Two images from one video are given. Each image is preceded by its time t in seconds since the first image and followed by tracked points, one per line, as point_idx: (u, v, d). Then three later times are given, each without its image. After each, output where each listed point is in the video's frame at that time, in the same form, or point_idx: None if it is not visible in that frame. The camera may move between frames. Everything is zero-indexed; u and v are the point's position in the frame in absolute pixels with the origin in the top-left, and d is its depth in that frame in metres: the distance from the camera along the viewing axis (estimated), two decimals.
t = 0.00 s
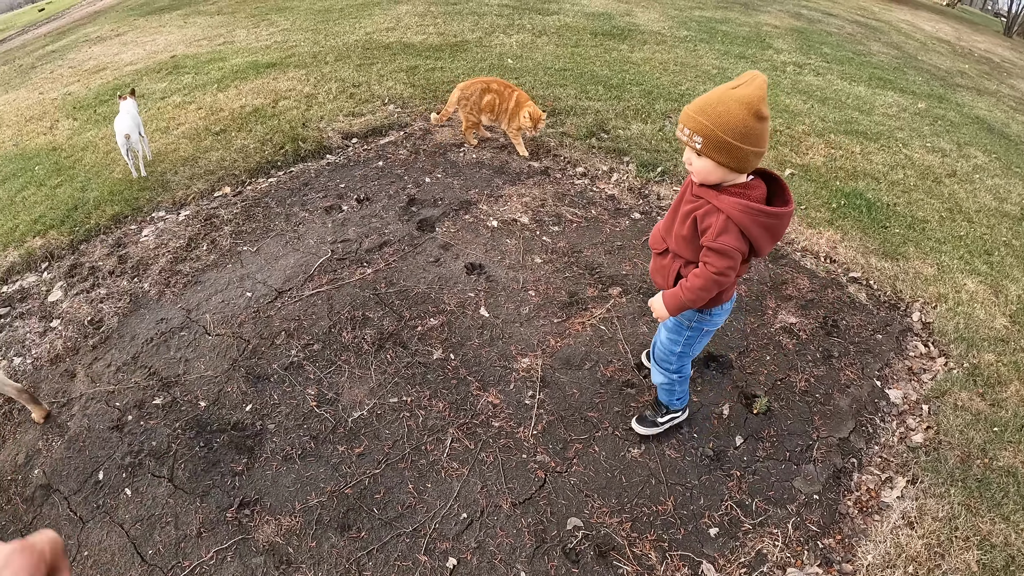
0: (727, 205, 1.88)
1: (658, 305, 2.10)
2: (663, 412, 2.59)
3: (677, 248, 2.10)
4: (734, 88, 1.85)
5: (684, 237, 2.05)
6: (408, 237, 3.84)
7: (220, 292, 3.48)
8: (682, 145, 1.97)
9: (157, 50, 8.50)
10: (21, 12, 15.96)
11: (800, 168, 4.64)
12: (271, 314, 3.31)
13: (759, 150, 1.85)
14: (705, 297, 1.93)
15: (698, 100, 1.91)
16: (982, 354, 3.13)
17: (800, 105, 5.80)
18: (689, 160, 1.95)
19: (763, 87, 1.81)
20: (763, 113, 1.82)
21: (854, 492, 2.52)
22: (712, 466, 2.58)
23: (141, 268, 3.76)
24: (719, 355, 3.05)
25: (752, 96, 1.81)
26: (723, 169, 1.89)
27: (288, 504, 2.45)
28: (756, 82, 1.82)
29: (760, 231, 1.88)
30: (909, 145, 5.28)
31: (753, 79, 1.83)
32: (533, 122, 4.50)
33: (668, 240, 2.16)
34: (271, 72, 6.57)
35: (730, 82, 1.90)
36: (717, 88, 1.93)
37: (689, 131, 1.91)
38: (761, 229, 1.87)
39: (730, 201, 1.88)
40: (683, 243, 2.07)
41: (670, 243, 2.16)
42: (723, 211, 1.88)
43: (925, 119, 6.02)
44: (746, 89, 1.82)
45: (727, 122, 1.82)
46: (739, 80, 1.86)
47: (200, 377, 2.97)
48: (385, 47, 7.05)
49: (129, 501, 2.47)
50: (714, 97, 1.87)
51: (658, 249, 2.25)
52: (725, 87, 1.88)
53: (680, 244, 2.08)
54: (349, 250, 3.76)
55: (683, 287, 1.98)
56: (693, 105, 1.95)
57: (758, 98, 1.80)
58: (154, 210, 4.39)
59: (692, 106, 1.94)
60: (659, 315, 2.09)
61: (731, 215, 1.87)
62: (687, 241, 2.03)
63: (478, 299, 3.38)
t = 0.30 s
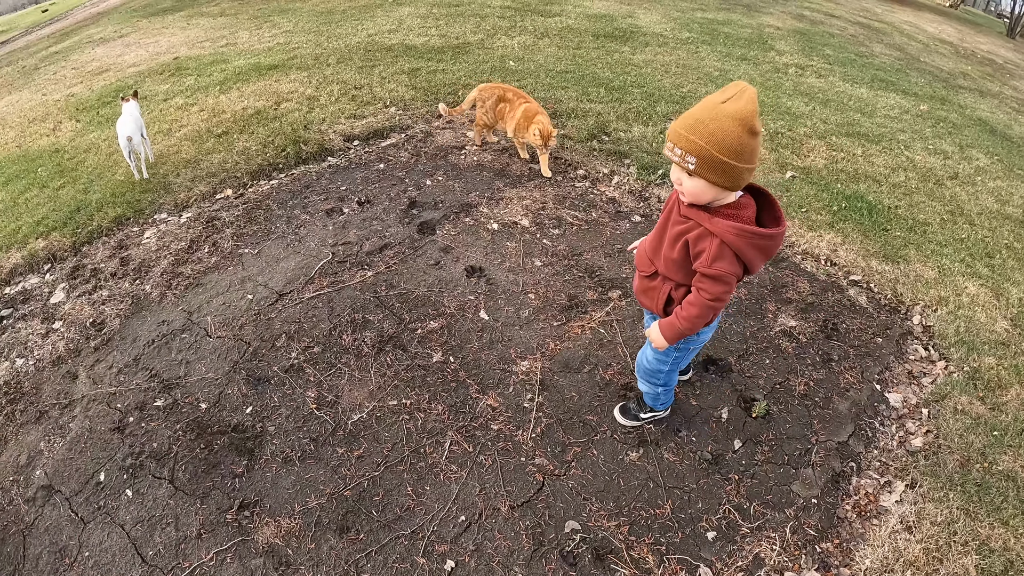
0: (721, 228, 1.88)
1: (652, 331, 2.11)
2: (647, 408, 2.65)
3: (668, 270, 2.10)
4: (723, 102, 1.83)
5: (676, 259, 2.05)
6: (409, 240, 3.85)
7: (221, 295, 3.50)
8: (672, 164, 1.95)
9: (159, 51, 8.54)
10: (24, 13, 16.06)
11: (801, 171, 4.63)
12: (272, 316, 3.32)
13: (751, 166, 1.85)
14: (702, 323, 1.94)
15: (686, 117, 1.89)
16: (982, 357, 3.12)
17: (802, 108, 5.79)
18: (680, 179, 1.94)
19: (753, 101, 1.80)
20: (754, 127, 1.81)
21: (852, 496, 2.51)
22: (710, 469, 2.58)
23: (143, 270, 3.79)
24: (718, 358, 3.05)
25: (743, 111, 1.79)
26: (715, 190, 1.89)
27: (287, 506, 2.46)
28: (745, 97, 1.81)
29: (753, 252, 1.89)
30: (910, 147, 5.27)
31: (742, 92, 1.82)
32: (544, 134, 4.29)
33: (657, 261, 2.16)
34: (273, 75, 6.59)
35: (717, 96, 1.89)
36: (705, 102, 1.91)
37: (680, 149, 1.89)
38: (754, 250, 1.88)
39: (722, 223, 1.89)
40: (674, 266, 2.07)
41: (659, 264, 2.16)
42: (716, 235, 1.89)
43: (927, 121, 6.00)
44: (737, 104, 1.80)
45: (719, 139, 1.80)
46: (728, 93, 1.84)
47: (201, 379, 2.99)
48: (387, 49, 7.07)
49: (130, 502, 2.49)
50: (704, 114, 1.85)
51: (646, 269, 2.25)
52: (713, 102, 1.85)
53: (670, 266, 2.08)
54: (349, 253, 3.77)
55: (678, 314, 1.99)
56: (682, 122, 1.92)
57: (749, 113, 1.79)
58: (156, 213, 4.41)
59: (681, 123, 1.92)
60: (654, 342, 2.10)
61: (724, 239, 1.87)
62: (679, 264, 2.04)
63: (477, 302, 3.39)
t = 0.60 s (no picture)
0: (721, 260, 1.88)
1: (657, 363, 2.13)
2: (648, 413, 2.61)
3: (667, 301, 2.10)
4: (713, 130, 1.76)
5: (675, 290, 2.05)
6: (409, 242, 3.87)
7: (222, 296, 3.53)
8: (666, 199, 1.90)
9: (163, 53, 8.59)
10: (28, 15, 16.17)
11: (802, 173, 4.62)
12: (273, 318, 3.34)
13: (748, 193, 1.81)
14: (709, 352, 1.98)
15: (676, 150, 1.82)
16: (982, 360, 3.11)
17: (804, 109, 5.79)
18: (675, 215, 1.90)
19: (745, 127, 1.74)
20: (748, 154, 1.76)
21: (850, 499, 2.52)
22: (708, 472, 2.58)
23: (145, 272, 3.81)
24: (717, 360, 3.05)
25: (736, 140, 1.74)
26: (713, 221, 1.86)
27: (287, 507, 2.48)
28: (736, 124, 1.75)
29: (753, 278, 1.90)
30: (912, 149, 5.26)
31: (732, 118, 1.75)
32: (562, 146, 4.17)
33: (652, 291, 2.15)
34: (275, 77, 6.63)
35: (704, 122, 1.81)
36: (693, 130, 1.83)
37: (673, 188, 1.83)
38: (755, 276, 1.89)
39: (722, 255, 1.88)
40: (672, 295, 2.07)
41: (655, 294, 2.15)
42: (717, 268, 1.89)
43: (928, 123, 5.99)
44: (729, 132, 1.74)
45: (716, 174, 1.74)
46: (718, 120, 1.76)
47: (202, 381, 3.01)
48: (389, 51, 7.10)
49: (131, 503, 2.51)
50: (695, 146, 1.78)
51: (640, 297, 2.24)
52: (703, 131, 1.78)
53: (670, 296, 2.08)
54: (350, 255, 3.79)
55: (683, 347, 2.01)
56: (671, 155, 1.85)
57: (743, 142, 1.73)
58: (158, 214, 4.44)
59: (671, 157, 1.85)
60: (660, 374, 2.13)
61: (726, 270, 1.87)
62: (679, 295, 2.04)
63: (477, 304, 3.40)
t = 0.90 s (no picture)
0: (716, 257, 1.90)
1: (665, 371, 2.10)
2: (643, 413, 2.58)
3: (662, 308, 2.07)
4: (696, 136, 1.75)
5: (671, 296, 2.03)
6: (412, 242, 3.89)
7: (225, 296, 3.55)
8: (656, 210, 1.86)
9: (166, 54, 8.64)
10: (32, 15, 16.26)
11: (803, 173, 4.63)
12: (276, 317, 3.36)
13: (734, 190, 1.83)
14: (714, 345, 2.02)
15: (663, 162, 1.78)
16: (982, 360, 3.12)
17: (805, 110, 5.80)
18: (668, 226, 1.86)
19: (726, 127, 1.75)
20: (731, 154, 1.77)
21: (849, 498, 2.53)
22: (708, 470, 2.60)
23: (149, 271, 3.85)
24: (717, 359, 3.06)
25: (722, 143, 1.74)
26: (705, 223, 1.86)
27: (289, 504, 2.50)
28: (718, 126, 1.74)
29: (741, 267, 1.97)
30: (913, 150, 5.26)
31: (712, 121, 1.74)
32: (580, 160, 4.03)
33: (643, 302, 2.10)
34: (278, 77, 6.66)
35: (683, 129, 1.79)
36: (673, 138, 1.81)
37: (667, 199, 1.79)
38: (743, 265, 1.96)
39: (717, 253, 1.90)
40: (668, 302, 2.05)
41: (648, 306, 2.10)
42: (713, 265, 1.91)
43: (930, 123, 5.99)
44: (714, 135, 1.74)
45: (709, 178, 1.73)
46: (699, 125, 1.75)
47: (205, 379, 3.03)
48: (391, 52, 7.13)
49: (135, 500, 2.53)
50: (682, 155, 1.75)
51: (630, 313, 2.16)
52: (686, 138, 1.76)
53: (666, 303, 2.06)
54: (352, 255, 3.81)
55: (693, 347, 2.02)
56: (656, 167, 1.81)
57: (728, 142, 1.74)
58: (161, 214, 4.47)
59: (658, 170, 1.80)
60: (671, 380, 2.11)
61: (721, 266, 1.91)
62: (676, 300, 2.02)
63: (479, 304, 3.42)
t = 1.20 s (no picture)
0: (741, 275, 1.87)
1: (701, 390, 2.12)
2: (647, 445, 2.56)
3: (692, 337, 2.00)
4: (716, 162, 1.63)
5: (699, 323, 1.96)
6: (413, 242, 3.91)
7: (228, 295, 3.58)
8: (685, 246, 1.74)
9: (169, 54, 8.68)
10: (36, 15, 16.34)
11: (804, 174, 4.64)
12: (278, 316, 3.39)
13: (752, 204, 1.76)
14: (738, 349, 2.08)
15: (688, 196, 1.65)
16: (982, 359, 3.13)
17: (806, 110, 5.80)
18: (697, 259, 1.76)
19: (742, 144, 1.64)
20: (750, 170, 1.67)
21: (848, 496, 2.54)
22: (707, 469, 2.61)
23: (152, 270, 3.87)
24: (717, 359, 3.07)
25: (745, 165, 1.65)
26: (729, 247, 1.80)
27: (291, 502, 2.52)
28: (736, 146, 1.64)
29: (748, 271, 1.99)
30: (914, 150, 5.27)
31: (730, 141, 1.63)
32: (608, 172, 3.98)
33: (671, 339, 2.00)
34: (280, 78, 6.69)
35: (698, 155, 1.67)
36: (689, 167, 1.68)
37: (699, 233, 1.68)
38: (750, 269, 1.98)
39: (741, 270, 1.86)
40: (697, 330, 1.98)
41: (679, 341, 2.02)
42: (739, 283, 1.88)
43: (931, 124, 5.99)
44: (735, 156, 1.63)
45: (740, 203, 1.63)
46: (717, 149, 1.63)
47: (208, 378, 3.06)
48: (393, 53, 7.16)
49: (138, 497, 2.56)
50: (706, 186, 1.63)
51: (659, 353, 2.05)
52: (706, 166, 1.64)
53: (695, 332, 1.99)
54: (354, 254, 3.83)
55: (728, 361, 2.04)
56: (681, 201, 1.68)
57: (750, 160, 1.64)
58: (164, 214, 4.50)
59: (684, 204, 1.68)
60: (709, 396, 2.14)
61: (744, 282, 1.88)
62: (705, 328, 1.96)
63: (480, 303, 3.44)
